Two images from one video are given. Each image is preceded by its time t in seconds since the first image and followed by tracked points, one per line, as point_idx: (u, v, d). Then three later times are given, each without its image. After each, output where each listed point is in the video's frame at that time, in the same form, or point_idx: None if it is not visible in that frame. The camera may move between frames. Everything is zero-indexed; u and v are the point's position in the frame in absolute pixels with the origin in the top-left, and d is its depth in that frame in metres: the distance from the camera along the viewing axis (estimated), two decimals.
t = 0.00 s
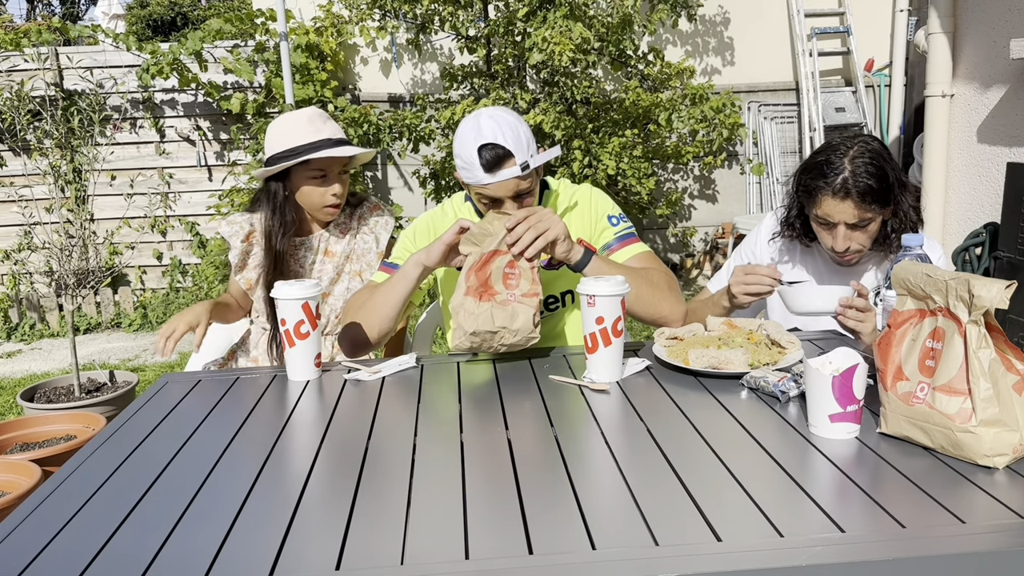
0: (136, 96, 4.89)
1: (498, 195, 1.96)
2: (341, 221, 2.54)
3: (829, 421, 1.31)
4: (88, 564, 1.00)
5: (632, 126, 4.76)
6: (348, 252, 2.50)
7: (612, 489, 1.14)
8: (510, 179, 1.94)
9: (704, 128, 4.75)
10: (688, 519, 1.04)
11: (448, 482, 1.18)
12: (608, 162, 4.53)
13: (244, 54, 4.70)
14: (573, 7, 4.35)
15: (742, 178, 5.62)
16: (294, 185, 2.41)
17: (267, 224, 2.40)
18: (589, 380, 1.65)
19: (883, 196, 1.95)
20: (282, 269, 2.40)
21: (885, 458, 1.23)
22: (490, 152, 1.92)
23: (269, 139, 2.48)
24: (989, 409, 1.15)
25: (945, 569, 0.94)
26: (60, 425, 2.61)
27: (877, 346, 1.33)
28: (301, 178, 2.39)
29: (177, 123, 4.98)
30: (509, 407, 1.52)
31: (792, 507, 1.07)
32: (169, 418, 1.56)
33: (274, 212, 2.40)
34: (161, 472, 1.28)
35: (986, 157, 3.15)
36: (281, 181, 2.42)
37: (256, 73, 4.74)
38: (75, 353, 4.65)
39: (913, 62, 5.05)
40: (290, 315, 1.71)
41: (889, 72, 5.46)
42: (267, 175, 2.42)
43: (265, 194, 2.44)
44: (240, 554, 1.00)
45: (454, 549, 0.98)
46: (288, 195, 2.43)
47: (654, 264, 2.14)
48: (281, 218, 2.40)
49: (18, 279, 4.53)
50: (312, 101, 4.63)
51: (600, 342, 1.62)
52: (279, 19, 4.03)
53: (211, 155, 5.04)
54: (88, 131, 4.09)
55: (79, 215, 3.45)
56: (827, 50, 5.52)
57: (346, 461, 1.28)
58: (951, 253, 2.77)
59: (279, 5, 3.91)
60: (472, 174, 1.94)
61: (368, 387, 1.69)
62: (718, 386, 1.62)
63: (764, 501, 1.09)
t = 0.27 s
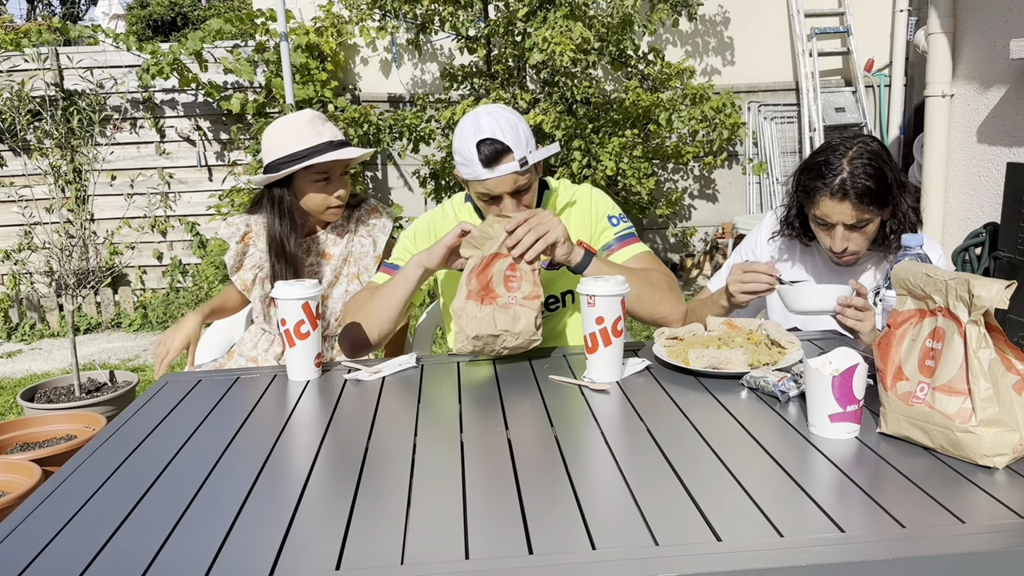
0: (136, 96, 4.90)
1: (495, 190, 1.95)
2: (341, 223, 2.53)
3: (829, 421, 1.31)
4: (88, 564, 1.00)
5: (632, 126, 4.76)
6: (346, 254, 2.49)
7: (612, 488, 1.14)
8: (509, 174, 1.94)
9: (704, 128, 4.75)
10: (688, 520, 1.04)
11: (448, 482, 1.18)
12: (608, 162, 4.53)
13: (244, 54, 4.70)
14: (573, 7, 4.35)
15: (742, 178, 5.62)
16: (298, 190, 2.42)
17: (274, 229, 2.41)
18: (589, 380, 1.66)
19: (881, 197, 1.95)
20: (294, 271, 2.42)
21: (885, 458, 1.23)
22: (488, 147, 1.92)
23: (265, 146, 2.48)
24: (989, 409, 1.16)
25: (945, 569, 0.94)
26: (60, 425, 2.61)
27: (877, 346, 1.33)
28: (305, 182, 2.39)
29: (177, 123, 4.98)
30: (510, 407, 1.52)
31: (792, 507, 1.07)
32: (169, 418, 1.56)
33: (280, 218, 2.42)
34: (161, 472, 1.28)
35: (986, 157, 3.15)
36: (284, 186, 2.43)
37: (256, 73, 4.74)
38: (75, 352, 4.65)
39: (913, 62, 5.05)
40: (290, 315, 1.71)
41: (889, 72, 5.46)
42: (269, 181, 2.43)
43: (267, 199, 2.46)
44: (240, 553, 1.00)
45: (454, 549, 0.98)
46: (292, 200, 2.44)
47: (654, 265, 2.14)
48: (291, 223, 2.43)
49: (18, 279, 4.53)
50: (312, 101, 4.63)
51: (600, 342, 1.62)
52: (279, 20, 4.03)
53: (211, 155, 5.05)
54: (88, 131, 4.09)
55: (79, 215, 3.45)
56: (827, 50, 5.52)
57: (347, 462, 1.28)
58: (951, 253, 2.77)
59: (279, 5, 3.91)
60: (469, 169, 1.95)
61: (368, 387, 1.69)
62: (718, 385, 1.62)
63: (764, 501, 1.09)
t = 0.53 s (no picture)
0: (136, 96, 4.89)
1: (506, 138, 2.00)
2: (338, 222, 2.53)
3: (829, 421, 1.31)
4: (88, 564, 1.00)
5: (632, 126, 4.76)
6: (343, 255, 2.48)
7: (613, 488, 1.14)
8: (523, 122, 2.00)
9: (704, 128, 4.75)
10: (689, 520, 1.04)
11: (448, 481, 1.18)
12: (608, 162, 4.53)
13: (244, 54, 4.70)
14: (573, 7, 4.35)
15: (742, 178, 5.62)
16: (298, 190, 2.42)
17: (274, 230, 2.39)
18: (589, 380, 1.65)
19: (883, 200, 1.94)
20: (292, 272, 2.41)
21: (885, 458, 1.23)
22: (508, 97, 2.00)
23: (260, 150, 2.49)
24: (989, 410, 1.15)
25: (945, 569, 0.94)
26: (60, 425, 2.61)
27: (877, 346, 1.33)
28: (303, 181, 2.41)
29: (177, 123, 4.98)
30: (510, 408, 1.51)
31: (792, 507, 1.07)
32: (169, 418, 1.56)
33: (279, 218, 2.40)
34: (161, 472, 1.28)
35: (986, 157, 3.15)
36: (283, 187, 2.44)
37: (256, 73, 4.74)
38: (75, 352, 4.65)
39: (913, 62, 5.05)
40: (290, 315, 1.71)
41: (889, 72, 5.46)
42: (267, 182, 2.42)
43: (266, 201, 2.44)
44: (240, 554, 0.99)
45: (454, 549, 0.98)
46: (291, 201, 2.44)
47: (647, 268, 2.13)
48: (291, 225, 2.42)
49: (18, 279, 4.53)
50: (312, 101, 4.63)
51: (600, 342, 1.62)
52: (279, 20, 4.02)
53: (211, 155, 5.04)
54: (88, 131, 4.09)
55: (79, 215, 3.45)
56: (827, 50, 5.52)
57: (346, 462, 1.27)
58: (951, 253, 2.77)
59: (279, 5, 3.90)
60: (485, 114, 2.02)
61: (368, 387, 1.69)
62: (718, 386, 1.62)
63: (765, 501, 1.09)
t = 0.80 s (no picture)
0: (136, 96, 4.90)
1: (534, 120, 2.07)
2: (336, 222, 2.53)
3: (829, 421, 1.31)
4: (88, 564, 1.00)
5: (632, 126, 4.76)
6: (341, 256, 2.49)
7: (612, 489, 1.14)
8: (551, 108, 2.09)
9: (704, 128, 4.76)
10: (689, 520, 1.04)
11: (448, 481, 1.18)
12: (608, 162, 4.53)
13: (244, 54, 4.70)
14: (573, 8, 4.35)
15: (742, 178, 5.62)
16: (299, 191, 2.42)
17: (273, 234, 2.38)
18: (589, 380, 1.66)
19: (881, 201, 1.94)
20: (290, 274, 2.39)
21: (885, 458, 1.23)
22: (539, 86, 2.11)
23: (255, 154, 2.49)
24: (989, 409, 1.16)
25: (945, 569, 0.94)
26: (60, 425, 2.61)
27: (877, 346, 1.33)
28: (303, 180, 2.41)
29: (177, 123, 4.98)
30: (510, 408, 1.52)
31: (792, 507, 1.07)
32: (169, 418, 1.56)
33: (278, 221, 2.39)
34: (161, 472, 1.28)
35: (986, 157, 3.15)
36: (283, 188, 2.42)
37: (256, 73, 4.74)
38: (75, 352, 4.65)
39: (913, 62, 5.05)
40: (290, 315, 1.71)
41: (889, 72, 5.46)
42: (266, 186, 2.41)
43: (266, 205, 2.42)
44: (240, 554, 1.00)
45: (454, 549, 0.98)
46: (291, 202, 2.43)
47: (640, 270, 2.10)
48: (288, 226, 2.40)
49: (18, 279, 4.53)
50: (312, 101, 4.63)
51: (600, 342, 1.62)
52: (279, 20, 4.02)
53: (211, 155, 5.05)
54: (88, 131, 4.09)
55: (79, 215, 3.45)
56: (827, 50, 5.52)
57: (346, 462, 1.28)
58: (951, 253, 2.77)
59: (279, 5, 3.90)
60: (516, 97, 2.11)
61: (368, 387, 1.70)
62: (718, 386, 1.62)
63: (764, 501, 1.09)
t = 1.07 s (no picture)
0: (136, 96, 4.90)
1: (535, 128, 2.06)
2: (332, 223, 2.54)
3: (829, 421, 1.31)
4: (88, 564, 1.00)
5: (632, 126, 4.76)
6: (339, 257, 2.49)
7: (613, 488, 1.14)
8: (554, 117, 2.06)
9: (704, 128, 4.76)
10: (688, 520, 1.04)
11: (448, 482, 1.18)
12: (608, 162, 4.53)
13: (244, 54, 4.70)
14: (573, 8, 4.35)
15: (742, 178, 5.62)
16: (292, 192, 2.42)
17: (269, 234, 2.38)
18: (589, 380, 1.66)
19: (878, 203, 1.95)
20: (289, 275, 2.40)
21: (884, 458, 1.23)
22: (542, 92, 2.08)
23: (248, 155, 2.47)
24: (989, 410, 1.16)
25: (944, 569, 0.94)
26: (60, 425, 2.61)
27: (877, 346, 1.33)
28: (298, 181, 2.40)
29: (177, 123, 4.98)
30: (510, 407, 1.52)
31: (792, 506, 1.07)
32: (169, 418, 1.56)
33: (274, 222, 2.38)
34: (161, 472, 1.28)
35: (986, 157, 3.15)
36: (277, 190, 2.41)
37: (256, 73, 4.74)
38: (75, 352, 4.65)
39: (913, 62, 5.05)
40: (290, 315, 1.71)
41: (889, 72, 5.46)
42: (261, 188, 2.39)
43: (261, 207, 2.41)
44: (240, 554, 1.00)
45: (455, 549, 0.98)
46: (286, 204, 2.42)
47: (636, 271, 2.08)
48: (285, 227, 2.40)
49: (18, 279, 4.53)
50: (312, 101, 4.63)
51: (600, 342, 1.63)
52: (279, 19, 4.02)
53: (211, 155, 5.05)
54: (88, 131, 4.09)
55: (79, 215, 3.45)
56: (827, 50, 5.52)
57: (347, 461, 1.28)
58: (951, 253, 2.77)
59: (279, 5, 3.90)
60: (518, 104, 2.08)
61: (368, 387, 1.70)
62: (718, 385, 1.62)
63: (764, 501, 1.09)
